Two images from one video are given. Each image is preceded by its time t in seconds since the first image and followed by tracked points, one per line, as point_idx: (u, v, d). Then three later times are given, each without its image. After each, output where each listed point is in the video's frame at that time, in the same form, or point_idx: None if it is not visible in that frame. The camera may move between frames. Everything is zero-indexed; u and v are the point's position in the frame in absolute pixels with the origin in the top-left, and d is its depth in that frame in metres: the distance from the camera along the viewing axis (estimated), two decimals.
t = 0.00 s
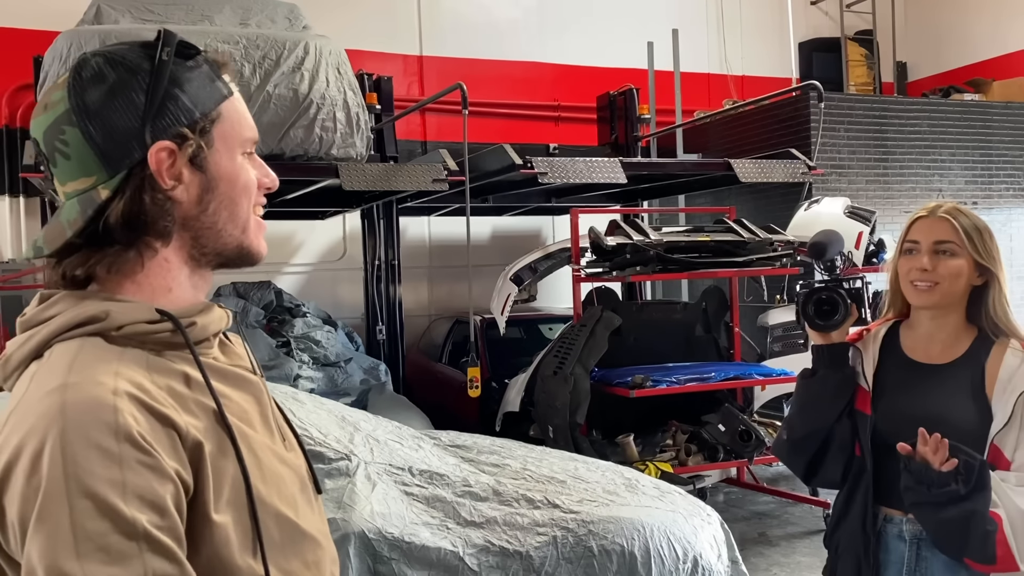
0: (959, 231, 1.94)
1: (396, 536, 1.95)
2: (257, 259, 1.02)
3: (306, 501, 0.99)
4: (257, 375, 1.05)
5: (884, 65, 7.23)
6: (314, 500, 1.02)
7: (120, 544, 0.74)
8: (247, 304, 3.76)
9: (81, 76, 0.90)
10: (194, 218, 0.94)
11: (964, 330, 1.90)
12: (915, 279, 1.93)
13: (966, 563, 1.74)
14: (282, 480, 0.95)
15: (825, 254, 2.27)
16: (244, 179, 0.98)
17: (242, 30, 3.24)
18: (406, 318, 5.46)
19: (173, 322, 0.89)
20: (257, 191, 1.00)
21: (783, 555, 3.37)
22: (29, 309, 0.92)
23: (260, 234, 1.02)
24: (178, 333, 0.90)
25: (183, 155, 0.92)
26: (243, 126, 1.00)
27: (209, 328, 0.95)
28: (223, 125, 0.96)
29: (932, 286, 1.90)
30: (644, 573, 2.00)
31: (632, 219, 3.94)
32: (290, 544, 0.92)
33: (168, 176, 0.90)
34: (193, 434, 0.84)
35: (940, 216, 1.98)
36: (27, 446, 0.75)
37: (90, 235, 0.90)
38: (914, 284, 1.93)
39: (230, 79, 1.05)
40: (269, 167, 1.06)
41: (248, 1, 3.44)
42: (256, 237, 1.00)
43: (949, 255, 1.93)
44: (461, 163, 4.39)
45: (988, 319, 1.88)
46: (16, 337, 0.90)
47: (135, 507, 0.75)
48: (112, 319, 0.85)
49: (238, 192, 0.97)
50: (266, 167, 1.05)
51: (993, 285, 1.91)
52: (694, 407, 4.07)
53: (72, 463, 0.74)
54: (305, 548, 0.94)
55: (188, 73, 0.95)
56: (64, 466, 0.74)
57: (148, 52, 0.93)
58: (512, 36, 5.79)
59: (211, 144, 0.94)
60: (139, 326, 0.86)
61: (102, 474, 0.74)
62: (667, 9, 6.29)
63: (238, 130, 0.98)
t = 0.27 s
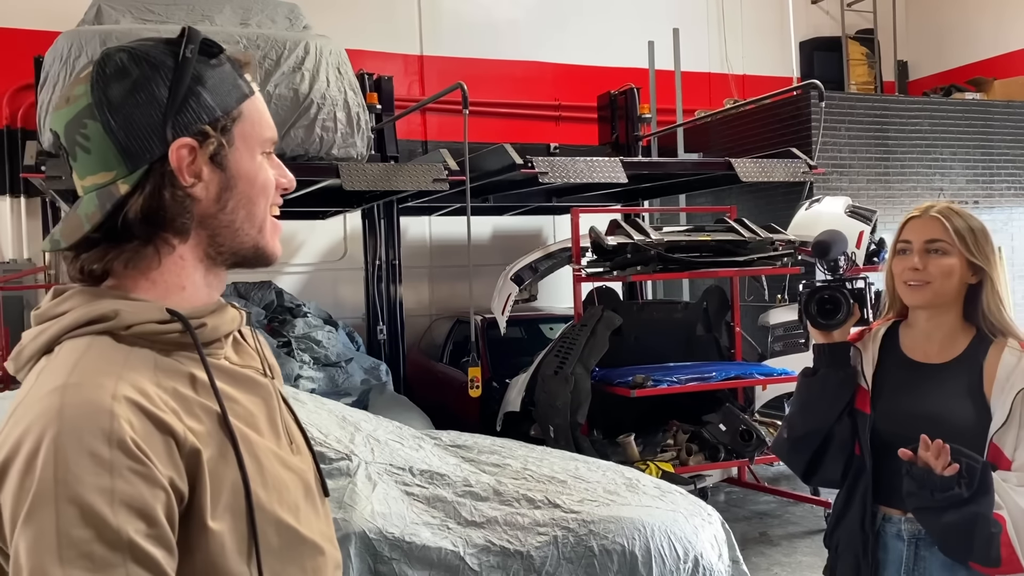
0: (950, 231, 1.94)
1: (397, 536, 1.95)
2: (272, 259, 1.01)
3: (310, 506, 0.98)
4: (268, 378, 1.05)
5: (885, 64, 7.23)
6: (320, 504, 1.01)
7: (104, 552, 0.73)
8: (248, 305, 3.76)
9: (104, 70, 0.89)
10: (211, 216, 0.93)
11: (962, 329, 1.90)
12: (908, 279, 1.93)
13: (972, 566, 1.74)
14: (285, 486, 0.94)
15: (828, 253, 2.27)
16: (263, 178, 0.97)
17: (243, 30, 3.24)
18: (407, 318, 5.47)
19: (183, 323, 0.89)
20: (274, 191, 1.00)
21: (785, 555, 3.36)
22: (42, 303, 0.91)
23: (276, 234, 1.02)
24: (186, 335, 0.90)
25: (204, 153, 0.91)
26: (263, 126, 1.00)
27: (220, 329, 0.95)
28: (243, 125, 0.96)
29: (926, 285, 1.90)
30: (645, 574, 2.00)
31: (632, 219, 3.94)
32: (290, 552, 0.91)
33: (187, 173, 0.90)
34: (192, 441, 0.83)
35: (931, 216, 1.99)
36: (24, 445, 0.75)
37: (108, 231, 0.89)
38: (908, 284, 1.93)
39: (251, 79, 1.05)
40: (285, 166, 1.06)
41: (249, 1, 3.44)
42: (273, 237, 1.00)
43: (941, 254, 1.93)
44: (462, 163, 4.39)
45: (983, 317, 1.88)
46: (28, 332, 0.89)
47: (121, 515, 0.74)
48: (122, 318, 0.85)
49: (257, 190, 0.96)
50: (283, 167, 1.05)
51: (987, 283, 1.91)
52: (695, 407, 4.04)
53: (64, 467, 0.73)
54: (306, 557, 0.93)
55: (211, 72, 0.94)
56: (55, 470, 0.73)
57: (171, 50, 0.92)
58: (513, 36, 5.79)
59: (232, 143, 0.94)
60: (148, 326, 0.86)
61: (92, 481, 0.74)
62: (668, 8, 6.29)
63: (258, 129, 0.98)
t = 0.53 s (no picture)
0: (949, 231, 1.94)
1: (399, 537, 1.94)
2: (282, 260, 1.01)
3: (316, 507, 0.97)
4: (275, 378, 1.04)
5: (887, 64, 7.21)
6: (325, 506, 1.00)
7: (104, 555, 0.72)
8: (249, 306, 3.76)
9: (115, 70, 0.88)
10: (223, 217, 0.93)
11: (963, 330, 1.89)
12: (907, 280, 1.93)
13: (977, 570, 1.73)
14: (289, 488, 0.93)
15: (830, 254, 2.26)
16: (274, 179, 0.97)
17: (244, 31, 3.24)
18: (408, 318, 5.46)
19: (188, 324, 0.88)
20: (285, 192, 0.99)
21: (786, 556, 3.35)
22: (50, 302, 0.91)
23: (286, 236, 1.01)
24: (192, 335, 0.89)
25: (216, 154, 0.91)
26: (274, 126, 0.99)
27: (226, 330, 0.94)
28: (254, 125, 0.95)
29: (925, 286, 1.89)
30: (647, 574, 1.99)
31: (634, 219, 3.93)
32: (293, 555, 0.91)
33: (199, 174, 0.90)
34: (195, 444, 0.82)
35: (930, 216, 1.98)
36: (27, 445, 0.74)
37: (120, 231, 0.89)
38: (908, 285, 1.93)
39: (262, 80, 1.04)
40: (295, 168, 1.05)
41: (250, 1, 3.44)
42: (284, 238, 0.99)
43: (940, 255, 1.93)
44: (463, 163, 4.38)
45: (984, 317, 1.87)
46: (36, 332, 0.89)
47: (122, 518, 0.74)
48: (128, 319, 0.84)
49: (268, 191, 0.95)
50: (293, 168, 1.04)
51: (988, 282, 1.90)
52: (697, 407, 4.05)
53: (65, 469, 0.72)
54: (310, 561, 0.92)
55: (222, 73, 0.94)
56: (56, 472, 0.72)
57: (183, 50, 0.92)
58: (514, 36, 5.79)
59: (244, 144, 0.94)
60: (154, 327, 0.85)
61: (92, 483, 0.73)
62: (669, 8, 6.28)
63: (269, 130, 0.97)
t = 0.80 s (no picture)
0: (944, 237, 1.93)
1: (400, 538, 1.94)
2: (285, 259, 0.99)
3: (322, 506, 0.97)
4: (278, 379, 1.04)
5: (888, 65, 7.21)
6: (330, 505, 1.00)
7: (119, 554, 0.72)
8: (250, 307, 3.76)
9: (106, 78, 0.89)
10: (217, 218, 0.92)
11: (965, 331, 1.89)
12: (907, 289, 1.93)
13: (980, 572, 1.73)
14: (297, 487, 0.93)
15: (829, 255, 2.27)
16: (269, 178, 0.95)
17: (245, 32, 3.24)
18: (409, 320, 5.46)
19: (191, 325, 0.88)
20: (282, 191, 0.97)
21: (788, 557, 3.35)
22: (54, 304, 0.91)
23: (288, 235, 1.00)
24: (196, 336, 0.89)
25: (205, 154, 0.90)
26: (269, 124, 0.97)
27: (230, 330, 0.93)
28: (246, 124, 0.94)
29: (926, 293, 1.89)
30: None
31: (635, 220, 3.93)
32: (302, 552, 0.90)
33: (189, 175, 0.89)
34: (203, 443, 0.82)
35: (923, 223, 1.98)
36: (37, 447, 0.74)
37: (113, 233, 0.89)
38: (908, 294, 1.93)
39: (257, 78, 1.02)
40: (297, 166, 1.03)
41: (251, 3, 3.45)
42: (283, 237, 0.98)
43: (937, 262, 1.92)
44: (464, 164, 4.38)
45: (985, 317, 1.87)
46: (39, 335, 0.88)
47: (135, 517, 0.73)
48: (131, 321, 0.84)
49: (263, 190, 0.94)
50: (294, 167, 1.02)
51: (986, 282, 1.90)
52: (698, 409, 4.01)
53: (76, 468, 0.72)
54: (321, 559, 0.92)
55: (213, 72, 0.92)
56: (68, 472, 0.72)
57: (172, 53, 0.91)
58: (514, 37, 5.79)
59: (235, 143, 0.92)
60: (157, 328, 0.85)
61: (105, 483, 0.73)
62: (670, 9, 6.28)
63: (262, 128, 0.96)
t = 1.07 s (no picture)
0: (942, 239, 1.93)
1: (401, 541, 1.94)
2: (279, 261, 0.95)
3: (324, 508, 0.97)
4: (278, 383, 1.04)
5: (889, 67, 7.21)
6: (332, 508, 1.00)
7: (122, 556, 0.71)
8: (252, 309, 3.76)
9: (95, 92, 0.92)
10: (195, 220, 0.89)
11: (963, 333, 1.89)
12: (907, 289, 1.93)
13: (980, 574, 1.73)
14: (299, 489, 0.93)
15: (824, 258, 2.26)
16: (249, 177, 0.91)
17: (247, 35, 3.24)
18: (410, 321, 5.46)
19: (191, 328, 0.87)
20: (268, 191, 0.93)
21: (789, 559, 3.35)
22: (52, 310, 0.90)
23: (280, 236, 0.95)
24: (196, 340, 0.88)
25: (178, 156, 0.88)
26: (253, 122, 0.93)
27: (230, 333, 0.93)
28: (222, 123, 0.90)
29: (926, 294, 1.89)
30: None
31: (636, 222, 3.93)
32: (306, 554, 0.90)
33: (158, 178, 0.87)
34: (205, 445, 0.82)
35: (922, 224, 1.98)
36: (38, 450, 0.73)
37: (93, 238, 0.89)
38: (908, 294, 1.93)
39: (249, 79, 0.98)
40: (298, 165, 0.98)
41: (253, 6, 3.45)
42: (271, 239, 0.93)
43: (937, 262, 1.93)
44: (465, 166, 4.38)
45: (983, 319, 1.87)
46: (41, 342, 0.87)
47: (137, 519, 0.73)
48: (131, 325, 0.83)
49: (241, 191, 0.90)
50: (292, 167, 0.97)
51: (984, 284, 1.91)
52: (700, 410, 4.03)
53: (78, 471, 0.72)
54: (324, 559, 0.92)
55: (189, 72, 0.91)
56: (70, 474, 0.71)
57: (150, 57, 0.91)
58: (516, 39, 5.79)
59: (208, 143, 0.89)
60: (157, 332, 0.84)
61: (107, 486, 0.72)
62: (672, 11, 6.29)
63: (241, 126, 0.92)
